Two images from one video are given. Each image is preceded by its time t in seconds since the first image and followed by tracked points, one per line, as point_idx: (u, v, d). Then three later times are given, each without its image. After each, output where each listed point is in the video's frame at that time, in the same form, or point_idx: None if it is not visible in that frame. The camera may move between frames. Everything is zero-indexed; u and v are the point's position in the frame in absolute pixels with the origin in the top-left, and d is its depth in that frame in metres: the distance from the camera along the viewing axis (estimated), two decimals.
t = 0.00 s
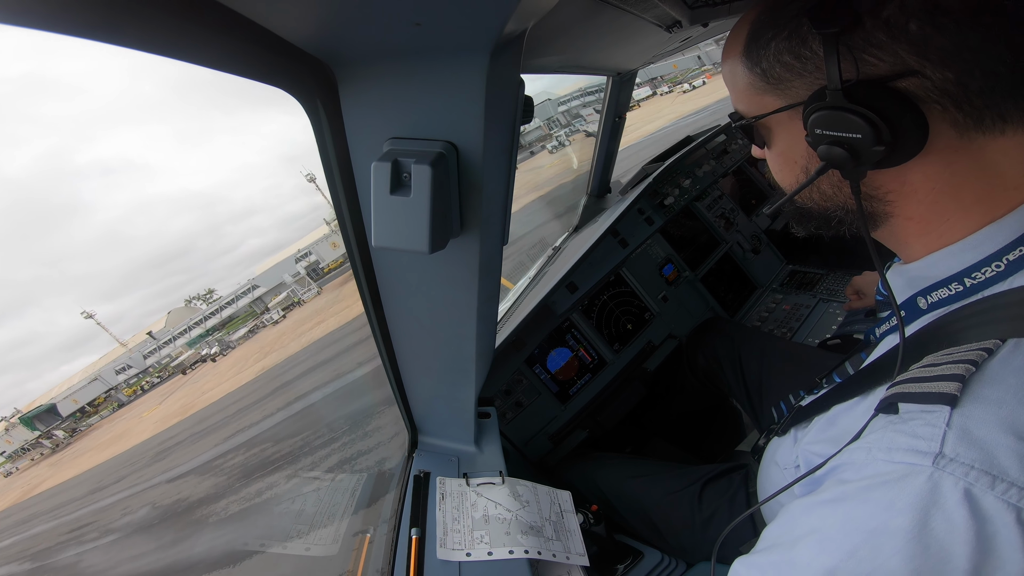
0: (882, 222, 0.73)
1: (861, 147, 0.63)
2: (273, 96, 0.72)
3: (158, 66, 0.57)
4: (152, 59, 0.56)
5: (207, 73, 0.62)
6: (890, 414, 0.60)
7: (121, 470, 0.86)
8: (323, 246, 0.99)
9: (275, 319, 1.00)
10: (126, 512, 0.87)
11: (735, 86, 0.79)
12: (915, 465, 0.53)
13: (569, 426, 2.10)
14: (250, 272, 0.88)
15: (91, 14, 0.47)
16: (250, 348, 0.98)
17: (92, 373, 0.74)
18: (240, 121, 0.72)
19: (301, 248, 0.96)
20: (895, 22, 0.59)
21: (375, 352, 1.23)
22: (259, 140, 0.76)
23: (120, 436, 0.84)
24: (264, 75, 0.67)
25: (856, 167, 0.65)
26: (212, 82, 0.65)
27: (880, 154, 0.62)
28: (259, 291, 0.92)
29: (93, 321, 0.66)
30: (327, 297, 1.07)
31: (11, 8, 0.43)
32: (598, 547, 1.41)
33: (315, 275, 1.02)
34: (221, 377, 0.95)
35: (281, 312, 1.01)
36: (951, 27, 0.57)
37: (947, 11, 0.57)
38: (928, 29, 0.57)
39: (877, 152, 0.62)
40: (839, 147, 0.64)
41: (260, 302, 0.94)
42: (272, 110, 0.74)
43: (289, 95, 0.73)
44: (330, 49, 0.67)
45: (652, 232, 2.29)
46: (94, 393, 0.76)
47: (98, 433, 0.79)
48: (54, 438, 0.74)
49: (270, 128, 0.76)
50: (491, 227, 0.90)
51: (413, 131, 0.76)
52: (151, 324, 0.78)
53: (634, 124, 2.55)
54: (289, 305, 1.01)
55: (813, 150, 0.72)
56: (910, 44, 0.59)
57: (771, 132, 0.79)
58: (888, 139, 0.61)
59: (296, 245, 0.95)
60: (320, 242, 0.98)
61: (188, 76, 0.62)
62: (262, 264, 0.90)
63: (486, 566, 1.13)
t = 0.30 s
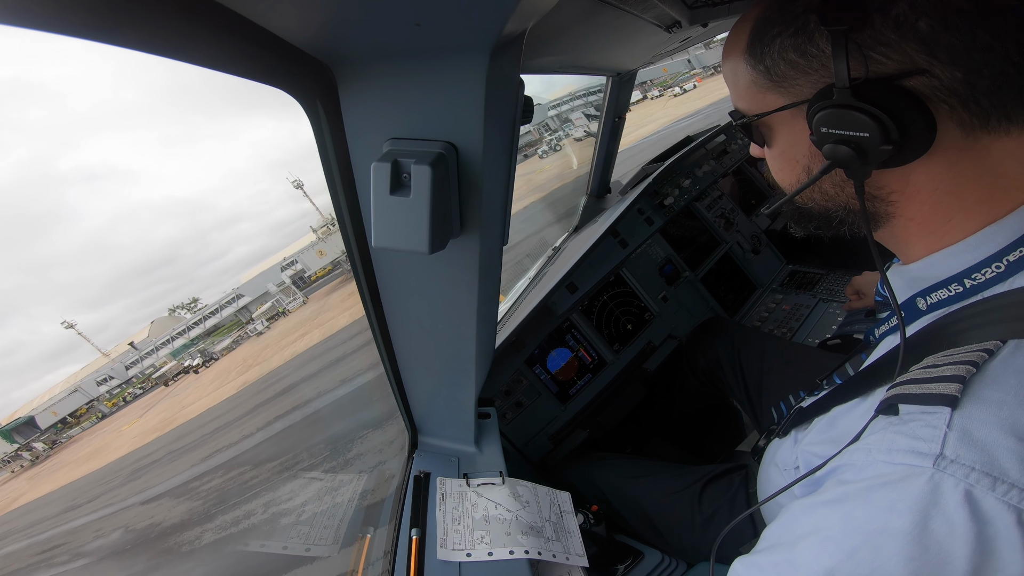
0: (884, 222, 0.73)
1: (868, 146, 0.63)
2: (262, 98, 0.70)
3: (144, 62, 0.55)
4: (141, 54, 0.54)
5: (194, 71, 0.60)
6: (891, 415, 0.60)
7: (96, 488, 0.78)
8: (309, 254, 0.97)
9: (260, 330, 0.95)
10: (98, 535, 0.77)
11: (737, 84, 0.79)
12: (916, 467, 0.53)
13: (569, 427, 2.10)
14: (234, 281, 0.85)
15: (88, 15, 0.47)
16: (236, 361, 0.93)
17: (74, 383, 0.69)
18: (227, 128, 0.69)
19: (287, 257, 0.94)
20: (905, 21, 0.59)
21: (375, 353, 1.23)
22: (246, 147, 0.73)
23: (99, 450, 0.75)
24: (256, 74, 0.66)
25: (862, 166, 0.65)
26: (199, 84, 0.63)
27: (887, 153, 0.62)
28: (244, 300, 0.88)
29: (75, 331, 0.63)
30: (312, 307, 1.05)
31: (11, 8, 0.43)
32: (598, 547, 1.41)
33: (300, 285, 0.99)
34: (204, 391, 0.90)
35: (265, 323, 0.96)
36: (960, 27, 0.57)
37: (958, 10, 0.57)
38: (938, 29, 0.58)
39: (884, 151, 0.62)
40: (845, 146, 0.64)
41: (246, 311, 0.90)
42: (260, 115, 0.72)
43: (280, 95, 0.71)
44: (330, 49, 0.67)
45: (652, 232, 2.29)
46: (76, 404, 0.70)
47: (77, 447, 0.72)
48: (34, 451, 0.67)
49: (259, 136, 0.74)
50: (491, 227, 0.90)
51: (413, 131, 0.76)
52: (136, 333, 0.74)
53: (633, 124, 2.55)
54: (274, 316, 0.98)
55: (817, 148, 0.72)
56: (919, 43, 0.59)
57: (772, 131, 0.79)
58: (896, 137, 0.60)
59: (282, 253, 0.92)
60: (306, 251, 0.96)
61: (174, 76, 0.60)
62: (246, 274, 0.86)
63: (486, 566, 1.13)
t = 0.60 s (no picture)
0: (885, 225, 0.73)
1: (871, 149, 0.63)
2: (250, 103, 0.70)
3: (128, 66, 0.56)
4: (127, 55, 0.54)
5: (180, 76, 0.60)
6: (892, 417, 0.60)
7: (73, 504, 0.73)
8: (296, 262, 0.95)
9: (245, 340, 0.92)
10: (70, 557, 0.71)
11: (736, 86, 0.79)
12: (916, 469, 0.53)
13: (569, 427, 2.10)
14: (220, 289, 0.83)
15: (88, 16, 0.47)
16: (218, 374, 0.89)
17: (54, 395, 0.67)
18: (212, 134, 0.69)
19: (273, 265, 0.91)
20: (907, 23, 0.59)
21: (375, 354, 1.23)
22: (234, 154, 0.73)
23: (79, 463, 0.72)
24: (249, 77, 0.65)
25: (865, 170, 0.65)
26: (186, 89, 0.63)
27: (891, 156, 0.62)
28: (230, 309, 0.86)
29: (55, 340, 0.62)
30: (299, 316, 1.03)
31: (11, 8, 0.43)
32: (598, 547, 1.41)
33: (286, 293, 0.97)
34: (186, 404, 0.87)
35: (250, 334, 0.94)
36: (962, 28, 0.57)
37: (960, 11, 0.57)
38: (941, 30, 0.57)
39: (887, 154, 0.62)
40: (848, 149, 0.64)
41: (231, 320, 0.88)
42: (248, 121, 0.72)
43: (269, 101, 0.71)
44: (330, 50, 0.67)
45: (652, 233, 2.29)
46: (57, 414, 0.68)
47: (56, 460, 0.69)
48: (13, 462, 0.64)
49: (246, 141, 0.74)
50: (491, 227, 0.90)
51: (413, 132, 0.76)
52: (117, 342, 0.72)
53: (633, 124, 2.54)
54: (259, 326, 0.96)
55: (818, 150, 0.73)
56: (922, 45, 0.59)
57: (772, 133, 0.79)
58: (899, 140, 0.60)
59: (268, 261, 0.89)
60: (292, 258, 0.94)
61: (160, 80, 0.60)
62: (231, 282, 0.84)
63: (486, 566, 1.13)
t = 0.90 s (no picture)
0: (883, 228, 0.73)
1: (866, 154, 0.63)
2: (238, 106, 0.69)
3: (117, 67, 0.54)
4: (120, 55, 0.53)
5: (170, 77, 0.59)
6: (890, 422, 0.61)
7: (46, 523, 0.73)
8: (282, 270, 0.94)
9: (228, 350, 0.92)
10: None
11: (731, 91, 0.78)
12: (916, 474, 0.53)
13: (569, 427, 2.10)
14: (207, 296, 0.82)
15: (89, 16, 0.46)
16: (201, 385, 0.88)
17: (37, 405, 0.66)
18: (200, 139, 0.67)
19: (261, 271, 0.90)
20: (899, 26, 0.58)
21: (375, 354, 1.23)
22: (221, 159, 0.71)
23: (60, 474, 0.72)
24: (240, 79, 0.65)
25: (862, 175, 0.65)
26: (174, 92, 0.61)
27: (886, 161, 0.62)
28: (215, 317, 0.86)
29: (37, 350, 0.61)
30: (287, 324, 1.04)
31: (10, 8, 0.42)
32: (599, 547, 1.42)
33: (272, 302, 0.96)
34: (167, 417, 0.85)
35: (234, 344, 0.93)
36: (955, 30, 0.57)
37: (950, 12, 0.57)
38: (932, 32, 0.57)
39: (883, 159, 0.62)
40: (843, 154, 0.64)
41: (217, 328, 0.87)
42: (235, 125, 0.71)
43: (257, 103, 0.71)
44: (330, 50, 0.67)
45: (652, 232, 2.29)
46: (39, 424, 0.67)
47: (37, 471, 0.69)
48: None
49: (234, 146, 0.72)
50: (491, 227, 0.90)
51: (413, 133, 0.76)
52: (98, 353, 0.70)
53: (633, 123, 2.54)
54: (243, 335, 0.95)
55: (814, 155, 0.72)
56: (914, 48, 0.58)
57: (768, 139, 0.78)
58: (895, 144, 0.60)
59: (256, 269, 0.89)
60: (279, 266, 0.92)
61: (150, 83, 0.58)
62: (218, 289, 0.83)
63: (486, 566, 1.13)
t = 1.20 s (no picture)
0: (885, 226, 0.73)
1: (870, 151, 0.63)
2: (230, 110, 0.67)
3: (98, 68, 0.52)
4: (104, 51, 0.51)
5: (155, 78, 0.57)
6: (891, 419, 0.60)
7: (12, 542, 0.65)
8: (269, 279, 0.88)
9: (216, 360, 0.84)
10: None
11: (732, 90, 0.78)
12: (917, 471, 0.53)
13: (569, 427, 2.10)
14: (192, 304, 0.76)
15: (89, 15, 0.46)
16: (187, 397, 0.81)
17: (19, 414, 0.61)
18: (188, 144, 0.64)
19: (248, 278, 0.84)
20: (899, 24, 0.59)
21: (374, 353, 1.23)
22: (210, 164, 0.68)
23: (37, 490, 0.64)
24: (228, 78, 0.63)
25: (865, 171, 0.65)
26: (160, 95, 0.59)
27: (890, 157, 0.62)
28: (202, 325, 0.79)
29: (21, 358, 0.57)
30: (274, 334, 0.96)
31: (11, 8, 0.42)
32: (598, 547, 1.41)
33: (259, 309, 0.90)
34: (151, 429, 0.78)
35: (221, 354, 0.85)
36: (955, 29, 0.57)
37: (948, 10, 0.57)
38: (932, 30, 0.58)
39: (886, 156, 0.62)
40: (847, 151, 0.64)
41: (205, 336, 0.81)
42: (222, 130, 0.68)
43: (244, 107, 0.69)
44: (330, 49, 0.67)
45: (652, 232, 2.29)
46: (21, 434, 0.62)
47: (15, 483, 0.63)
48: None
49: (222, 152, 0.69)
50: (491, 226, 0.90)
51: (413, 132, 0.76)
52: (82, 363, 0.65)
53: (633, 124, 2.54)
54: (231, 345, 0.86)
55: (817, 153, 0.72)
56: (915, 45, 0.59)
57: (769, 138, 0.78)
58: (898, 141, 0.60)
59: (241, 276, 0.83)
60: (266, 274, 0.87)
61: (141, 87, 0.57)
62: (206, 295, 0.78)
63: (485, 566, 1.13)
